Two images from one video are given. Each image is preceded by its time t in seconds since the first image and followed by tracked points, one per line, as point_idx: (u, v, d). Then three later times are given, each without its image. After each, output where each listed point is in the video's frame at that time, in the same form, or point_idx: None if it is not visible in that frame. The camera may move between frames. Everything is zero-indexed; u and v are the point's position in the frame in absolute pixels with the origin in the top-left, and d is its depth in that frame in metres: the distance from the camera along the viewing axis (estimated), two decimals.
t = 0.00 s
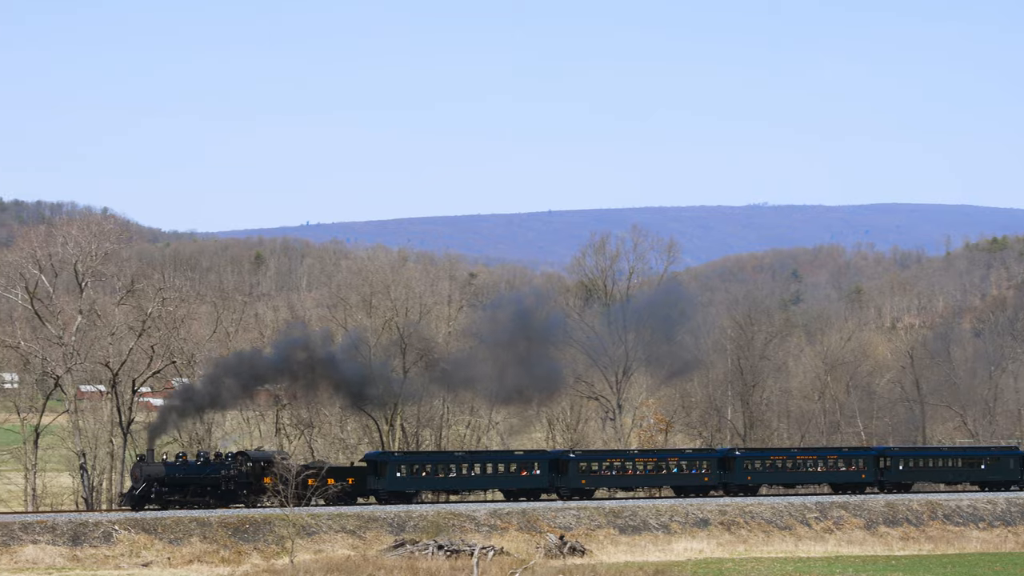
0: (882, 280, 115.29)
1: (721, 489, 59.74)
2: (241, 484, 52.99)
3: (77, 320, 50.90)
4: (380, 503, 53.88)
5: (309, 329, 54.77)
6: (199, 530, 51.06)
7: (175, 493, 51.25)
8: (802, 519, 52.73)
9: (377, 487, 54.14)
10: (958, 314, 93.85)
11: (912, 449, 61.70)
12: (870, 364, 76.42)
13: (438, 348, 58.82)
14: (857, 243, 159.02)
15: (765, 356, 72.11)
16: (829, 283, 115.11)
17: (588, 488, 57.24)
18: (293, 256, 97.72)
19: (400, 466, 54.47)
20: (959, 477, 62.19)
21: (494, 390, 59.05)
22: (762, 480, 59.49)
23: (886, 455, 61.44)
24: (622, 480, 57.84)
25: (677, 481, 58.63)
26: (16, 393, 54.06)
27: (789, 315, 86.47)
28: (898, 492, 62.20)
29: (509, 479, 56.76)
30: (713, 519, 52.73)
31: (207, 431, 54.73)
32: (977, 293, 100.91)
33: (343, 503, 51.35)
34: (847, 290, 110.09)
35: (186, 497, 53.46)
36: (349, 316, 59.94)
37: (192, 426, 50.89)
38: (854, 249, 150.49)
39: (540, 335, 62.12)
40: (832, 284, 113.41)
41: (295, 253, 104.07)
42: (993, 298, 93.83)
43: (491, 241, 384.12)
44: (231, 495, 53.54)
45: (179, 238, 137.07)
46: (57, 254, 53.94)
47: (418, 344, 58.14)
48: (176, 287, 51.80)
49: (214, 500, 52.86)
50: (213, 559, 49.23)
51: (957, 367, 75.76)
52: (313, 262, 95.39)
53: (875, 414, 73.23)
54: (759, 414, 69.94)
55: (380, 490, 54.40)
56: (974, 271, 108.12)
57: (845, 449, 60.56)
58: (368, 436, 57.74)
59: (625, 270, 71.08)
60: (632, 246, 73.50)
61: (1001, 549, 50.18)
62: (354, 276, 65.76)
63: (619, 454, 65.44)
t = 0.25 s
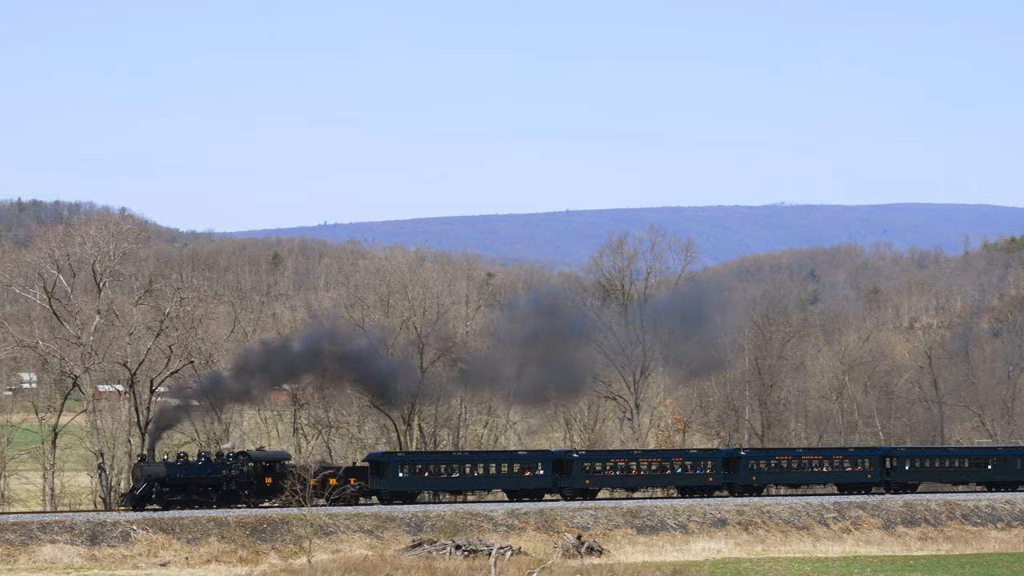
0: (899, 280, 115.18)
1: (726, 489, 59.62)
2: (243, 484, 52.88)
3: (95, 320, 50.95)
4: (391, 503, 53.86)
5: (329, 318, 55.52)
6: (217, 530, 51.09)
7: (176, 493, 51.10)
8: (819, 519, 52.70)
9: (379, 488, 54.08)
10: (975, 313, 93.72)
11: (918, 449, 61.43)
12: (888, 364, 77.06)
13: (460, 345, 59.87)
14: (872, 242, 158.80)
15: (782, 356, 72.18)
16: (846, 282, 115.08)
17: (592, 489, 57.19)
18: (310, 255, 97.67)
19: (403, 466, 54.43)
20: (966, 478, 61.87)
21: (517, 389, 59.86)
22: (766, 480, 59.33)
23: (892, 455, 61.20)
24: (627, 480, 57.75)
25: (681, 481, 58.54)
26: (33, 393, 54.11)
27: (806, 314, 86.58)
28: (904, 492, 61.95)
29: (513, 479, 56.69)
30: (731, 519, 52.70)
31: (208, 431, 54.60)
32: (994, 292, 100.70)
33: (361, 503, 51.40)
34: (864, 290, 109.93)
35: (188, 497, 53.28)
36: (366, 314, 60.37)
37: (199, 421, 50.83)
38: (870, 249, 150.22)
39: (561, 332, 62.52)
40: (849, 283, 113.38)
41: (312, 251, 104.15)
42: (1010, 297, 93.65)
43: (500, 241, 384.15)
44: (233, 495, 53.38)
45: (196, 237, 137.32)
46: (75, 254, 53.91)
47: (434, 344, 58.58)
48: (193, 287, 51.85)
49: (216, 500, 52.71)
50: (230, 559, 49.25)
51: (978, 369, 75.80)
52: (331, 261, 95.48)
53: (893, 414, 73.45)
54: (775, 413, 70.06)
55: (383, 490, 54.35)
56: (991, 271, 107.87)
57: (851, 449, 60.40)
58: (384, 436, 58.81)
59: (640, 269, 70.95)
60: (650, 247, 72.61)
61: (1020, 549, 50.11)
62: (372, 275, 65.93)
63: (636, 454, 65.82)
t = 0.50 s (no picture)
0: (917, 280, 115.08)
1: (730, 489, 59.46)
2: (243, 484, 52.81)
3: (112, 320, 51.01)
4: (408, 503, 53.89)
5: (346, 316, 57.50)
6: (234, 530, 51.14)
7: (176, 493, 51.09)
8: (837, 519, 52.67)
9: (381, 488, 53.98)
10: (992, 313, 93.60)
11: (923, 449, 61.17)
12: (905, 364, 77.37)
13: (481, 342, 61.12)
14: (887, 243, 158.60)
15: (797, 355, 72.28)
16: (864, 281, 115.06)
17: (595, 489, 57.07)
18: (327, 256, 97.76)
19: (405, 466, 54.31)
20: (972, 479, 61.59)
21: (537, 390, 60.93)
22: (771, 480, 59.11)
23: (897, 456, 60.97)
24: (629, 480, 57.62)
25: (685, 482, 58.41)
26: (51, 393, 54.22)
27: (824, 314, 86.69)
28: (910, 493, 61.74)
29: (516, 479, 56.57)
30: (748, 519, 52.67)
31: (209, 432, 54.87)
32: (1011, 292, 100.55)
33: (378, 503, 51.46)
34: (881, 290, 109.82)
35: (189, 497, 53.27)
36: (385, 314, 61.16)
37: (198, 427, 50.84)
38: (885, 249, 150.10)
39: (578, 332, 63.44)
40: (865, 283, 113.36)
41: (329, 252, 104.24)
42: None
43: (508, 240, 384.20)
44: (234, 495, 53.33)
45: (213, 237, 137.62)
46: (92, 254, 53.88)
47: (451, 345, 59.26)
48: (210, 287, 51.88)
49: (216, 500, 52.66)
50: (248, 559, 49.25)
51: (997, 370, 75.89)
52: (348, 261, 95.56)
53: (911, 414, 73.56)
54: (791, 413, 70.38)
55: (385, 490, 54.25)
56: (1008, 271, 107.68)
57: (855, 449, 60.22)
58: (400, 435, 59.68)
59: (658, 269, 68.54)
60: (667, 245, 69.94)
61: None
62: (389, 276, 66.74)
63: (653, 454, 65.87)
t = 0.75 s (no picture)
0: (933, 280, 114.95)
1: (734, 489, 59.28)
2: (244, 484, 52.53)
3: (129, 320, 51.08)
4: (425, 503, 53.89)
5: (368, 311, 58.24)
6: (251, 529, 51.11)
7: (176, 493, 50.78)
8: (854, 519, 52.66)
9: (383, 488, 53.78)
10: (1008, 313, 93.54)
11: (929, 450, 61.08)
12: (922, 364, 77.87)
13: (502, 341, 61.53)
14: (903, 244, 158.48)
15: (815, 355, 72.48)
16: (880, 282, 115.12)
17: (599, 489, 56.96)
18: (345, 257, 98.03)
19: (408, 466, 54.16)
20: (978, 479, 61.47)
21: (552, 392, 62.23)
22: (776, 480, 58.96)
23: (902, 456, 60.85)
24: (632, 481, 57.50)
25: (689, 482, 58.29)
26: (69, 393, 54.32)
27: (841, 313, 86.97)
28: (915, 493, 61.63)
29: (518, 480, 56.41)
30: (765, 519, 52.64)
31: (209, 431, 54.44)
32: None
33: (395, 503, 51.45)
34: (898, 290, 109.71)
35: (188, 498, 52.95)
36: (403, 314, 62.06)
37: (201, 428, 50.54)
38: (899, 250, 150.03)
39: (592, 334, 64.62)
40: (882, 284, 113.41)
41: (346, 253, 104.48)
42: None
43: (515, 240, 384.34)
44: (234, 496, 53.04)
45: (229, 238, 138.03)
46: (110, 254, 54.00)
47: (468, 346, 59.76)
48: (226, 287, 51.94)
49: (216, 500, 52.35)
50: (265, 559, 49.21)
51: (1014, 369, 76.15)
52: (366, 261, 95.83)
53: (928, 415, 73.72)
54: (808, 412, 70.80)
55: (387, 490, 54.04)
56: None
57: (860, 449, 60.11)
58: (417, 434, 60.43)
59: (675, 269, 68.32)
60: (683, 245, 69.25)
61: None
62: (407, 276, 67.57)
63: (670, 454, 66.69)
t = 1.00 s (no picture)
0: (948, 280, 114.78)
1: (737, 489, 59.24)
2: (244, 484, 52.41)
3: (146, 320, 51.21)
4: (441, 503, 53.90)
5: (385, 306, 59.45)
6: (267, 529, 51.13)
7: (175, 493, 50.65)
8: (871, 519, 52.65)
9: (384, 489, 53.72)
10: None
11: (933, 450, 60.91)
12: (939, 363, 77.97)
13: (519, 341, 62.12)
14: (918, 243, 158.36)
15: (833, 355, 72.72)
16: (898, 280, 115.08)
17: (601, 489, 56.97)
18: (362, 257, 98.28)
19: (409, 467, 54.12)
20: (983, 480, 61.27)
21: (570, 391, 62.89)
22: (779, 481, 58.90)
23: (906, 456, 60.70)
24: (634, 481, 57.54)
25: (692, 482, 58.31)
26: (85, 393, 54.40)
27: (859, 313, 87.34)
28: (919, 494, 61.52)
29: (520, 480, 56.37)
30: (782, 519, 52.62)
31: (212, 432, 54.48)
32: None
33: (411, 502, 51.46)
34: (913, 289, 109.57)
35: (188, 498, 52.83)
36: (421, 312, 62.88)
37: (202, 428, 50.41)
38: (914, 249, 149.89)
39: (610, 333, 64.90)
40: (899, 282, 113.42)
41: (363, 253, 104.72)
42: None
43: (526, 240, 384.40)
44: (233, 496, 52.91)
45: (244, 237, 138.30)
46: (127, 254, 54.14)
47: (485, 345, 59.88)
48: (243, 286, 52.05)
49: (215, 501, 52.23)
50: (282, 559, 49.21)
51: None
52: (383, 260, 96.10)
53: (945, 414, 73.94)
54: (825, 412, 71.38)
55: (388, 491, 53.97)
56: None
57: (864, 449, 60.03)
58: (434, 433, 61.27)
59: (691, 268, 68.72)
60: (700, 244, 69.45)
61: None
62: (423, 275, 68.17)
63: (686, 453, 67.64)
